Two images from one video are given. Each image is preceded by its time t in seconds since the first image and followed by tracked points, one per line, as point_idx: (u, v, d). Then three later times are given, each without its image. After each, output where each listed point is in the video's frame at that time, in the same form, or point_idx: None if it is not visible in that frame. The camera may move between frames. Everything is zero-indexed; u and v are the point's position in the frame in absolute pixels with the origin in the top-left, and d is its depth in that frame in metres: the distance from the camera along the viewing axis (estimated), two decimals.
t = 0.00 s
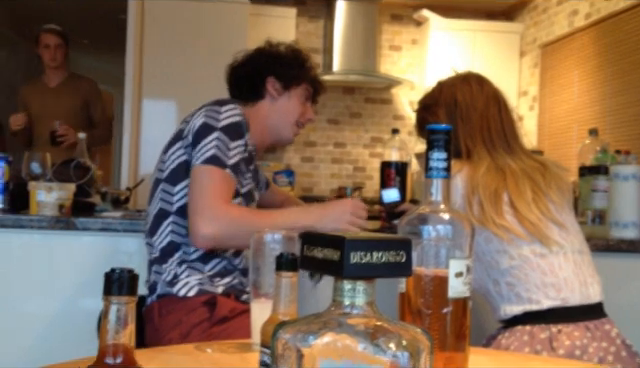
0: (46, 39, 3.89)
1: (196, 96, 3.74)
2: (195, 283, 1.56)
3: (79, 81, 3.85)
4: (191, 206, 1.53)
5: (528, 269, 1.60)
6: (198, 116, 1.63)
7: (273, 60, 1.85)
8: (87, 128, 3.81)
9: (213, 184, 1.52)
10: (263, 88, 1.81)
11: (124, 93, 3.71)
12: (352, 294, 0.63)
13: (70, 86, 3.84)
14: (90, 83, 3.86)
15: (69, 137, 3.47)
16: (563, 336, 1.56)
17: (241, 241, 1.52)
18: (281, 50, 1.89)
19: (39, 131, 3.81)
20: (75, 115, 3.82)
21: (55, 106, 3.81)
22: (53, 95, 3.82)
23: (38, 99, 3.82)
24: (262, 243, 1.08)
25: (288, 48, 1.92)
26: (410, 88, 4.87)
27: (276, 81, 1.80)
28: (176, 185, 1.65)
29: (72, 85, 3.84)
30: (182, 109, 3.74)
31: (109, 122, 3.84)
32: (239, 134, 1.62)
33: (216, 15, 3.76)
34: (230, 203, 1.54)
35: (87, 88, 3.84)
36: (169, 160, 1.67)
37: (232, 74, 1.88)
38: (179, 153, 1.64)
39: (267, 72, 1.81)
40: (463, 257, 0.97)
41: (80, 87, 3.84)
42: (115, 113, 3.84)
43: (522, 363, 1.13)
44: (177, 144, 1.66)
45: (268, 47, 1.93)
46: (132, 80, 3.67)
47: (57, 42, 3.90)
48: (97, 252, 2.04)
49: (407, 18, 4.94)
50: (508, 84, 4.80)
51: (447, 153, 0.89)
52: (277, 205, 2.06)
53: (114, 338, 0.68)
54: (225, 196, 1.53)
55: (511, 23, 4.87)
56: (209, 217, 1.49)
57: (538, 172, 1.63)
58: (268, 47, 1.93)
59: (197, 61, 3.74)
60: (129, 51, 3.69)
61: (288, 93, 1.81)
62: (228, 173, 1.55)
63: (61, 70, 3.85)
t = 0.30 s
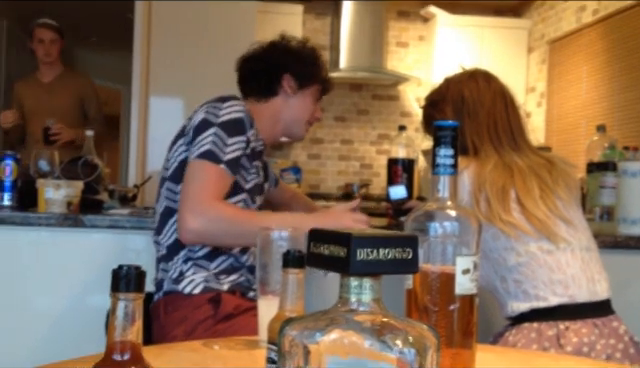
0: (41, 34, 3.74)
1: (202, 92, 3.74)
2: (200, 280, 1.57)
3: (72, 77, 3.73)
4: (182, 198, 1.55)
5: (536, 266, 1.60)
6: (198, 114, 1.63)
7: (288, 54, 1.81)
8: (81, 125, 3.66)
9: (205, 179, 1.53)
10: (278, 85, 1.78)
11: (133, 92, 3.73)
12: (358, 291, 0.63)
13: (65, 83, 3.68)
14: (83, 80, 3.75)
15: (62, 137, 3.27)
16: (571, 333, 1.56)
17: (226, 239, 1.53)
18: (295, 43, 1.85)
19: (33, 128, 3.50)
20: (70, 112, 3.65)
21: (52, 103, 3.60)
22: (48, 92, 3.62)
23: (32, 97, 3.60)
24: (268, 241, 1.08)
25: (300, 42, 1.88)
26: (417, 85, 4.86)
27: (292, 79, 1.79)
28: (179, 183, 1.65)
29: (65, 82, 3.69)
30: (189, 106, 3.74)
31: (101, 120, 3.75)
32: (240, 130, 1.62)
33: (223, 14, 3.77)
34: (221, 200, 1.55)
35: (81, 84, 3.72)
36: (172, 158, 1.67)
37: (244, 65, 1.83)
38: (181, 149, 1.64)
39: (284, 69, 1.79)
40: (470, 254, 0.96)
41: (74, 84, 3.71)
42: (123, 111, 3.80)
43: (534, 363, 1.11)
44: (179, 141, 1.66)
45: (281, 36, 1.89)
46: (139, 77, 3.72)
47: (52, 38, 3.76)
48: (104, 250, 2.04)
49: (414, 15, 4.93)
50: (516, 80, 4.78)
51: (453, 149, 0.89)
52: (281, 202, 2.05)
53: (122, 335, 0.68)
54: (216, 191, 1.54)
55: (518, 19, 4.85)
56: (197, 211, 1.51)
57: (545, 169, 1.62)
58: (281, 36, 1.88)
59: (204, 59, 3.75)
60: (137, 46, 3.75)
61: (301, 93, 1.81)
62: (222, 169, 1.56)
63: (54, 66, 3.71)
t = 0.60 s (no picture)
0: (34, 21, 3.15)
1: (212, 90, 3.74)
2: (206, 277, 1.59)
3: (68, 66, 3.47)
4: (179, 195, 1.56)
5: (546, 264, 1.59)
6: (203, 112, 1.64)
7: (307, 50, 1.80)
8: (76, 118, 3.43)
9: (204, 176, 1.54)
10: (297, 82, 1.77)
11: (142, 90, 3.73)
12: (367, 287, 0.63)
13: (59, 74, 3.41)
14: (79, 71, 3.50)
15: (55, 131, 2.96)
16: (582, 330, 1.56)
17: (220, 239, 1.54)
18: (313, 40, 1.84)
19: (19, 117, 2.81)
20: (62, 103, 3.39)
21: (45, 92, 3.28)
22: (41, 78, 3.24)
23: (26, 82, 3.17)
24: (278, 238, 1.09)
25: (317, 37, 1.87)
26: (427, 82, 4.85)
27: (310, 78, 1.79)
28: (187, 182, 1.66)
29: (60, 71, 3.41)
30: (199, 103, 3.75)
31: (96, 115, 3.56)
32: (245, 129, 1.63)
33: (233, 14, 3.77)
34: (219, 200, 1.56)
35: (81, 76, 3.50)
36: (179, 157, 1.68)
37: (259, 60, 1.81)
38: (187, 147, 1.64)
39: (303, 67, 1.78)
40: (479, 251, 0.96)
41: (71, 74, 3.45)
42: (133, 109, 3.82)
43: (553, 363, 1.09)
44: (185, 139, 1.66)
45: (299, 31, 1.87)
46: (149, 75, 3.70)
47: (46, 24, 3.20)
48: (115, 246, 2.05)
49: (424, 11, 4.91)
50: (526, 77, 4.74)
51: (463, 146, 0.88)
52: (288, 199, 2.05)
53: (132, 331, 0.69)
54: (214, 191, 1.55)
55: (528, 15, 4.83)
56: (193, 209, 1.52)
57: (555, 165, 1.62)
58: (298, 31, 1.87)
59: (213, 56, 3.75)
60: (147, 49, 3.72)
61: (316, 93, 1.81)
62: (221, 167, 1.56)
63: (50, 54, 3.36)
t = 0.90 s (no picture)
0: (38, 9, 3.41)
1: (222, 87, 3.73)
2: (216, 275, 1.60)
3: (70, 56, 3.46)
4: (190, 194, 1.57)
5: (559, 261, 1.59)
6: (213, 112, 1.65)
7: (323, 44, 1.80)
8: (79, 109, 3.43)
9: (213, 176, 1.56)
10: (314, 78, 1.77)
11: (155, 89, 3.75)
12: (379, 284, 0.63)
13: (61, 64, 3.41)
14: (82, 61, 3.49)
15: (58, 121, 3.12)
16: (595, 328, 1.54)
17: (230, 240, 1.56)
18: (330, 35, 1.84)
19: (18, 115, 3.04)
20: (63, 93, 3.40)
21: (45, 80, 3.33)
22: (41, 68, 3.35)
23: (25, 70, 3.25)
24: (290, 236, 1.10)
25: (333, 31, 1.86)
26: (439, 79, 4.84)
27: (327, 75, 1.79)
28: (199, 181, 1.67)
29: (63, 62, 3.42)
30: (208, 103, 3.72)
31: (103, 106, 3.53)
32: (255, 128, 1.64)
33: (245, 12, 3.76)
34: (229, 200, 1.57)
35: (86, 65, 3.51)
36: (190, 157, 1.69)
37: (273, 55, 1.80)
38: (198, 147, 1.65)
39: (320, 63, 1.78)
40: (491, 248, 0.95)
41: (74, 63, 3.45)
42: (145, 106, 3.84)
43: (564, 363, 1.07)
44: (197, 139, 1.67)
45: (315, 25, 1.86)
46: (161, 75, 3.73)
47: (51, 15, 3.44)
48: (127, 243, 2.07)
49: (435, 8, 4.89)
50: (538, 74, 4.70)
51: (475, 143, 0.88)
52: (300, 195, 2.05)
53: (146, 327, 0.69)
54: (223, 191, 1.56)
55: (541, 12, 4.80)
56: (204, 210, 1.54)
57: (568, 162, 1.61)
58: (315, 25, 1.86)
59: (224, 54, 3.74)
60: (160, 48, 3.75)
61: (332, 89, 1.81)
62: (230, 168, 1.57)
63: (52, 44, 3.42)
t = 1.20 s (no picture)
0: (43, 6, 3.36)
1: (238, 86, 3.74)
2: (228, 272, 1.61)
3: (74, 55, 3.38)
4: (208, 196, 1.59)
5: (576, 258, 1.58)
6: (228, 113, 1.66)
7: (344, 40, 1.80)
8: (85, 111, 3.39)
9: (229, 177, 1.57)
10: (335, 75, 1.78)
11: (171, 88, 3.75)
12: (395, 281, 0.63)
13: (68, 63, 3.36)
14: (87, 59, 3.43)
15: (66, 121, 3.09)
16: (612, 325, 1.50)
17: (249, 241, 1.58)
18: (351, 30, 1.84)
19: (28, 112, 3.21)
20: (70, 94, 3.36)
21: (53, 81, 3.31)
22: (48, 68, 3.31)
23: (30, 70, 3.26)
24: (306, 233, 1.10)
25: (354, 26, 1.87)
26: (454, 76, 4.81)
27: (347, 71, 1.80)
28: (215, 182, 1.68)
29: (69, 62, 3.37)
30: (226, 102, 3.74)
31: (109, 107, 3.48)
32: (269, 128, 1.64)
33: (260, 10, 3.77)
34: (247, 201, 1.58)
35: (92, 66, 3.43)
36: (207, 159, 1.70)
37: (294, 50, 1.80)
38: (214, 148, 1.66)
39: (341, 60, 1.79)
40: (508, 245, 0.95)
41: (82, 64, 3.40)
42: (160, 106, 3.85)
43: (564, 363, 1.04)
44: (212, 140, 1.68)
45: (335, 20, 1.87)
46: (176, 74, 3.72)
47: (57, 11, 3.41)
48: (144, 242, 2.08)
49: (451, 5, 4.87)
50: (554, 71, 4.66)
51: (491, 140, 0.88)
52: (321, 192, 2.05)
53: (164, 325, 0.69)
54: (241, 192, 1.57)
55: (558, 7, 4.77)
56: (222, 211, 1.55)
57: (586, 157, 1.60)
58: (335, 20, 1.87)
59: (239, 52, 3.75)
60: (175, 48, 3.74)
61: (353, 86, 1.82)
62: (247, 169, 1.58)
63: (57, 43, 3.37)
